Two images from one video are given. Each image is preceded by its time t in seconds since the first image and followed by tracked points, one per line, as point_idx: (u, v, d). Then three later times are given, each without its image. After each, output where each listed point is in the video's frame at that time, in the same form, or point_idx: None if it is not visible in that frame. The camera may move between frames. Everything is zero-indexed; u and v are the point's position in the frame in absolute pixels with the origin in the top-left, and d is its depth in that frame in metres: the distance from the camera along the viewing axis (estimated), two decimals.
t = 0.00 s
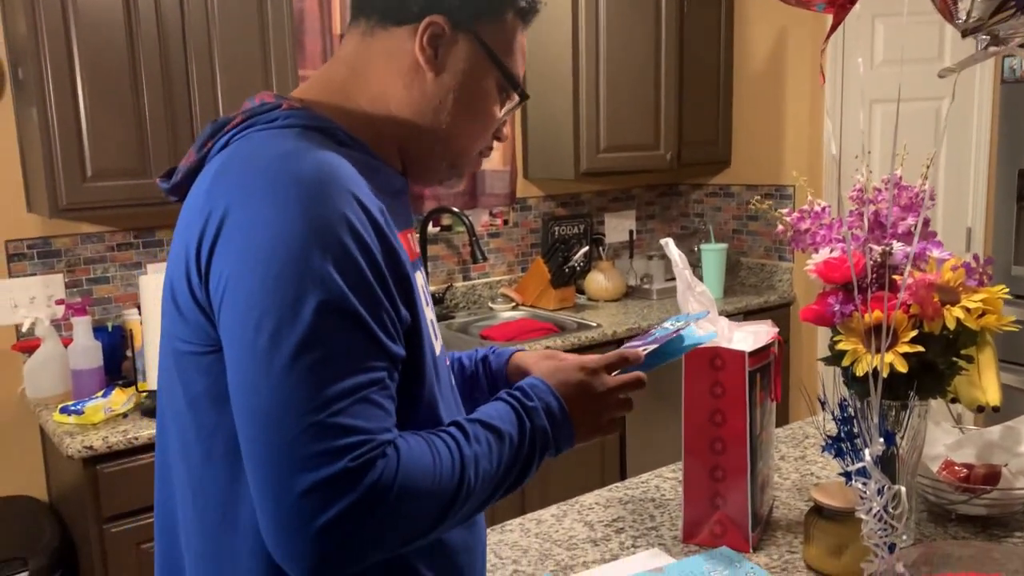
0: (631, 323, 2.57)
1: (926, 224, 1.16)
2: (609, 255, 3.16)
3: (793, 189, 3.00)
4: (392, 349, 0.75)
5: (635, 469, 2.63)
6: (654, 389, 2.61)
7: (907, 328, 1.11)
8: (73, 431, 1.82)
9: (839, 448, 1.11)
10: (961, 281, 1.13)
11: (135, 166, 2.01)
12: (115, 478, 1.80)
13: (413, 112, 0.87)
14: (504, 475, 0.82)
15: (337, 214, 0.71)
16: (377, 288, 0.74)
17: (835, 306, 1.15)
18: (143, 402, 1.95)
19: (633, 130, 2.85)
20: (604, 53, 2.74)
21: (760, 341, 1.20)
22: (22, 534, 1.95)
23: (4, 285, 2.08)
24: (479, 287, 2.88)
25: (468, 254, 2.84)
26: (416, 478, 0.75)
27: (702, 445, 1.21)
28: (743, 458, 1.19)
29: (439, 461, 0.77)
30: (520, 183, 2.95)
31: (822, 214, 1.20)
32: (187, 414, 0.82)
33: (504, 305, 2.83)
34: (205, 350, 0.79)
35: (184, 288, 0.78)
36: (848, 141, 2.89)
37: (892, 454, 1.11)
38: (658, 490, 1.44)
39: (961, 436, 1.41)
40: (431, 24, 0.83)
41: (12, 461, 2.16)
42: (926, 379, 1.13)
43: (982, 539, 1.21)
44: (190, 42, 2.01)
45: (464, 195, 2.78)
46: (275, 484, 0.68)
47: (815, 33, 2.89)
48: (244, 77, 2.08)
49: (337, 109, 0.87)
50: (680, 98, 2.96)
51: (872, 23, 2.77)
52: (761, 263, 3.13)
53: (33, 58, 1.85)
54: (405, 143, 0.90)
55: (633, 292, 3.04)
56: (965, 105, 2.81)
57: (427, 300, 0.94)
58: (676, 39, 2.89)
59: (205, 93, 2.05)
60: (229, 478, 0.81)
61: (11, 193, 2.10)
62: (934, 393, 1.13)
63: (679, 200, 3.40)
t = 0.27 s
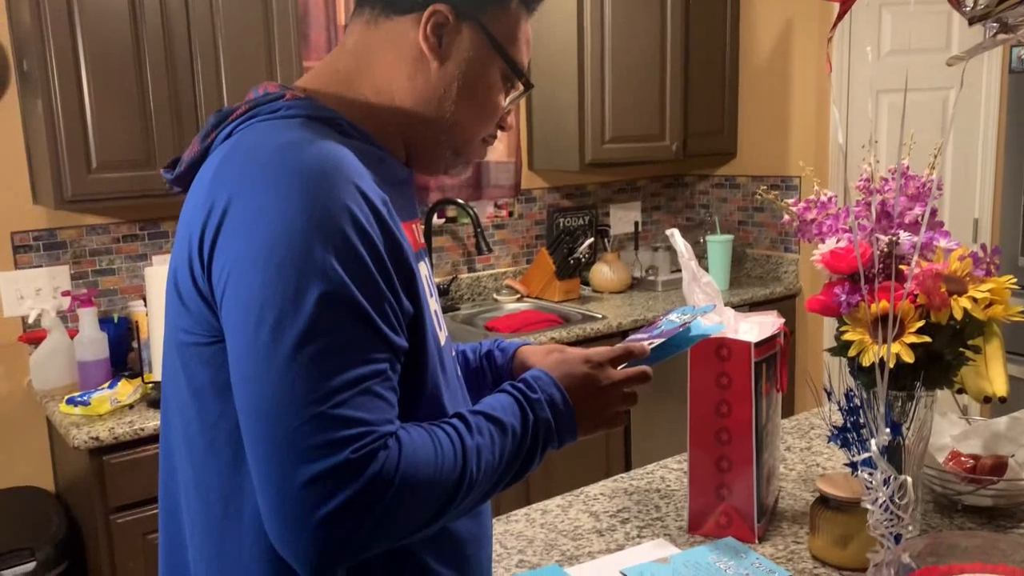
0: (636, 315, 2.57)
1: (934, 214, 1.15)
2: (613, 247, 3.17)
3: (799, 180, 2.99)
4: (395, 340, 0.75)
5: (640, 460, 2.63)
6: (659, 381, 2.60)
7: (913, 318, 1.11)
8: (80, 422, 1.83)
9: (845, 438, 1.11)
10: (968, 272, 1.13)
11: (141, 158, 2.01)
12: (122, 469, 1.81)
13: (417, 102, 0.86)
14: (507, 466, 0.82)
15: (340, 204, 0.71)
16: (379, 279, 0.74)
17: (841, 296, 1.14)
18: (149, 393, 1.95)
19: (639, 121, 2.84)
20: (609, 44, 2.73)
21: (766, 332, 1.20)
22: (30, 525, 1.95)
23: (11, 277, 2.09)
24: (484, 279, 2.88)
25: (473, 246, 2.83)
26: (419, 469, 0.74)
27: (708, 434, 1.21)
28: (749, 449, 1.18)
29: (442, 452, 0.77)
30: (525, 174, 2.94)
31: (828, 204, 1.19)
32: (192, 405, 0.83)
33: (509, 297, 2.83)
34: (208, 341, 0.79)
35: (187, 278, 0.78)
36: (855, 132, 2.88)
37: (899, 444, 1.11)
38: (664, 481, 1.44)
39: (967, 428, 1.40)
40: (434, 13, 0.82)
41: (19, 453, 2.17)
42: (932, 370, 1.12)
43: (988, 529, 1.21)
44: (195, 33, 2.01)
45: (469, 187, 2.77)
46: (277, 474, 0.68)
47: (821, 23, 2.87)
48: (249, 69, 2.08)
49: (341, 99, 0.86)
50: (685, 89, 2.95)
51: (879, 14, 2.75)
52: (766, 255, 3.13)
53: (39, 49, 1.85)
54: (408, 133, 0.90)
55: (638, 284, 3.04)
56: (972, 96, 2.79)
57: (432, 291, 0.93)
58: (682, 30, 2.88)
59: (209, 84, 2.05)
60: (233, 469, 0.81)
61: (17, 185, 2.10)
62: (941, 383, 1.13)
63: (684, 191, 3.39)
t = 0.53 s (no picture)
0: (641, 308, 2.57)
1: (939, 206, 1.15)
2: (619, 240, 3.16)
3: (804, 173, 2.99)
4: (396, 333, 0.75)
5: (645, 453, 2.63)
6: (664, 373, 2.60)
7: (920, 311, 1.10)
8: (86, 415, 1.83)
9: (850, 431, 1.12)
10: (975, 264, 1.12)
11: (146, 150, 2.01)
12: (128, 462, 1.81)
13: (416, 93, 0.86)
14: (508, 459, 0.82)
15: (340, 197, 0.70)
16: (379, 272, 0.74)
17: (846, 289, 1.13)
18: (155, 386, 1.96)
19: (643, 114, 2.83)
20: (613, 36, 2.72)
21: (771, 324, 1.19)
22: (38, 516, 1.96)
23: (17, 270, 2.10)
24: (488, 272, 2.88)
25: (478, 239, 2.83)
26: (420, 463, 0.74)
27: (713, 427, 1.21)
28: (754, 442, 1.18)
29: (444, 445, 0.77)
30: (529, 167, 2.94)
31: (834, 196, 1.19)
32: (193, 399, 0.83)
33: (514, 290, 2.83)
34: (209, 335, 0.79)
35: (188, 272, 0.78)
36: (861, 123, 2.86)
37: (905, 437, 1.11)
38: (668, 474, 1.44)
39: (973, 420, 1.40)
40: (432, 3, 0.82)
41: (26, 446, 2.18)
42: (939, 362, 1.13)
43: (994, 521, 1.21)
44: (199, 26, 2.01)
45: (473, 179, 2.77)
46: (278, 469, 0.68)
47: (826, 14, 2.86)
48: (253, 61, 2.08)
49: (342, 91, 0.86)
50: (690, 81, 2.94)
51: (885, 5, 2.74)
52: (772, 248, 3.12)
53: (44, 43, 1.85)
54: (407, 122, 0.89)
55: (643, 277, 3.04)
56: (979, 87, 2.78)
57: (432, 284, 0.93)
58: (687, 22, 2.87)
59: (214, 76, 2.05)
60: (235, 462, 0.81)
61: (22, 178, 2.11)
62: (947, 375, 1.12)
63: (689, 184, 3.38)
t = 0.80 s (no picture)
0: (644, 302, 2.57)
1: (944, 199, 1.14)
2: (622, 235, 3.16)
3: (808, 166, 2.98)
4: (393, 330, 0.74)
5: (648, 447, 2.63)
6: (667, 367, 2.60)
7: (923, 304, 1.10)
8: (90, 410, 1.84)
9: (853, 424, 1.12)
10: (980, 257, 1.12)
11: (148, 145, 2.01)
12: (132, 456, 1.82)
13: (414, 86, 0.85)
14: (507, 455, 0.81)
15: (336, 193, 0.70)
16: (376, 268, 0.73)
17: (850, 282, 1.13)
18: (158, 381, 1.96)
19: (646, 107, 2.83)
20: (616, 29, 2.71)
21: (774, 318, 1.19)
22: (42, 511, 1.97)
23: (20, 265, 2.10)
24: (491, 266, 2.88)
25: (480, 233, 2.83)
26: (418, 459, 0.74)
27: (717, 421, 1.21)
28: (757, 435, 1.18)
29: (442, 441, 0.76)
30: (532, 161, 2.93)
31: (838, 189, 1.18)
32: (192, 394, 0.83)
33: (517, 285, 2.83)
34: (206, 330, 0.79)
35: (185, 268, 0.77)
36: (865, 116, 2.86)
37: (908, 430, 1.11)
38: (672, 468, 1.44)
39: (978, 414, 1.40)
40: None
41: (31, 440, 2.19)
42: (943, 356, 1.12)
43: (998, 515, 1.21)
44: (201, 20, 2.01)
45: (476, 173, 2.76)
46: (276, 465, 0.68)
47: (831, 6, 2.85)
48: (254, 55, 2.07)
49: (339, 85, 0.86)
50: (693, 74, 2.93)
51: None
52: (775, 242, 3.12)
53: (45, 37, 1.84)
54: (406, 118, 0.89)
55: (646, 271, 3.04)
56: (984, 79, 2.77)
57: (431, 279, 0.93)
58: (690, 14, 2.86)
59: (216, 71, 2.04)
60: (233, 458, 0.81)
61: (25, 173, 2.11)
62: (951, 368, 1.12)
63: (692, 177, 3.37)
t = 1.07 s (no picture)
0: (646, 298, 2.57)
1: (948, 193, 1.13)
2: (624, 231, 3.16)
3: (811, 161, 2.97)
4: (393, 327, 0.74)
5: (651, 443, 2.63)
6: (669, 363, 2.60)
7: (927, 299, 1.09)
8: (92, 407, 1.84)
9: (858, 420, 1.11)
10: (983, 251, 1.12)
11: (150, 141, 2.00)
12: (134, 453, 1.82)
13: (414, 81, 0.85)
14: (508, 453, 0.81)
15: (335, 190, 0.70)
16: (376, 265, 0.73)
17: (853, 277, 1.12)
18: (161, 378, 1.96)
19: (648, 102, 2.82)
20: (618, 24, 2.71)
21: (778, 313, 1.19)
22: (45, 507, 1.97)
23: (22, 262, 2.10)
24: (493, 262, 2.87)
25: (482, 230, 2.83)
26: (418, 457, 0.74)
27: (720, 417, 1.21)
28: (761, 431, 1.18)
29: (442, 439, 0.76)
30: (534, 157, 2.93)
31: (841, 184, 1.18)
32: (192, 392, 0.82)
33: (519, 281, 2.83)
34: (205, 328, 0.79)
35: (184, 265, 0.77)
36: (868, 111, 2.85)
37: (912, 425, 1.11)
38: (675, 463, 1.44)
39: (981, 409, 1.39)
40: None
41: (34, 437, 2.19)
42: (947, 351, 1.12)
43: (1001, 510, 1.20)
44: (202, 16, 2.00)
45: (477, 169, 2.76)
46: (275, 464, 0.67)
47: None
48: (256, 51, 2.07)
49: (339, 82, 0.85)
50: (696, 69, 2.93)
51: None
52: (778, 237, 3.11)
53: (46, 34, 1.84)
54: (406, 113, 0.89)
55: (648, 267, 3.03)
56: (987, 73, 2.76)
57: (432, 276, 0.93)
58: (692, 9, 2.85)
59: (217, 66, 2.04)
60: (234, 456, 0.81)
61: (27, 170, 2.11)
62: (955, 363, 1.12)
63: (694, 173, 3.37)
